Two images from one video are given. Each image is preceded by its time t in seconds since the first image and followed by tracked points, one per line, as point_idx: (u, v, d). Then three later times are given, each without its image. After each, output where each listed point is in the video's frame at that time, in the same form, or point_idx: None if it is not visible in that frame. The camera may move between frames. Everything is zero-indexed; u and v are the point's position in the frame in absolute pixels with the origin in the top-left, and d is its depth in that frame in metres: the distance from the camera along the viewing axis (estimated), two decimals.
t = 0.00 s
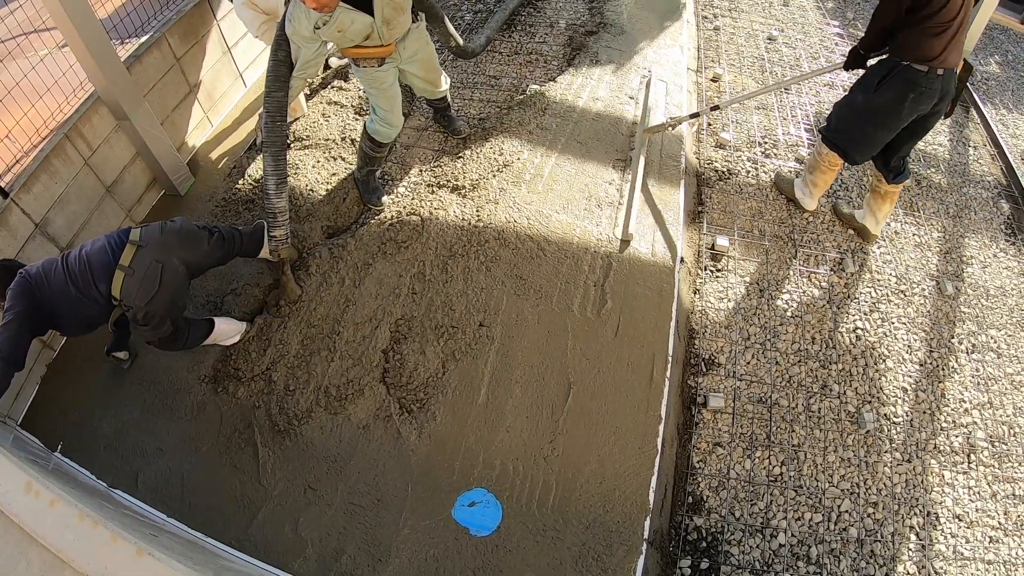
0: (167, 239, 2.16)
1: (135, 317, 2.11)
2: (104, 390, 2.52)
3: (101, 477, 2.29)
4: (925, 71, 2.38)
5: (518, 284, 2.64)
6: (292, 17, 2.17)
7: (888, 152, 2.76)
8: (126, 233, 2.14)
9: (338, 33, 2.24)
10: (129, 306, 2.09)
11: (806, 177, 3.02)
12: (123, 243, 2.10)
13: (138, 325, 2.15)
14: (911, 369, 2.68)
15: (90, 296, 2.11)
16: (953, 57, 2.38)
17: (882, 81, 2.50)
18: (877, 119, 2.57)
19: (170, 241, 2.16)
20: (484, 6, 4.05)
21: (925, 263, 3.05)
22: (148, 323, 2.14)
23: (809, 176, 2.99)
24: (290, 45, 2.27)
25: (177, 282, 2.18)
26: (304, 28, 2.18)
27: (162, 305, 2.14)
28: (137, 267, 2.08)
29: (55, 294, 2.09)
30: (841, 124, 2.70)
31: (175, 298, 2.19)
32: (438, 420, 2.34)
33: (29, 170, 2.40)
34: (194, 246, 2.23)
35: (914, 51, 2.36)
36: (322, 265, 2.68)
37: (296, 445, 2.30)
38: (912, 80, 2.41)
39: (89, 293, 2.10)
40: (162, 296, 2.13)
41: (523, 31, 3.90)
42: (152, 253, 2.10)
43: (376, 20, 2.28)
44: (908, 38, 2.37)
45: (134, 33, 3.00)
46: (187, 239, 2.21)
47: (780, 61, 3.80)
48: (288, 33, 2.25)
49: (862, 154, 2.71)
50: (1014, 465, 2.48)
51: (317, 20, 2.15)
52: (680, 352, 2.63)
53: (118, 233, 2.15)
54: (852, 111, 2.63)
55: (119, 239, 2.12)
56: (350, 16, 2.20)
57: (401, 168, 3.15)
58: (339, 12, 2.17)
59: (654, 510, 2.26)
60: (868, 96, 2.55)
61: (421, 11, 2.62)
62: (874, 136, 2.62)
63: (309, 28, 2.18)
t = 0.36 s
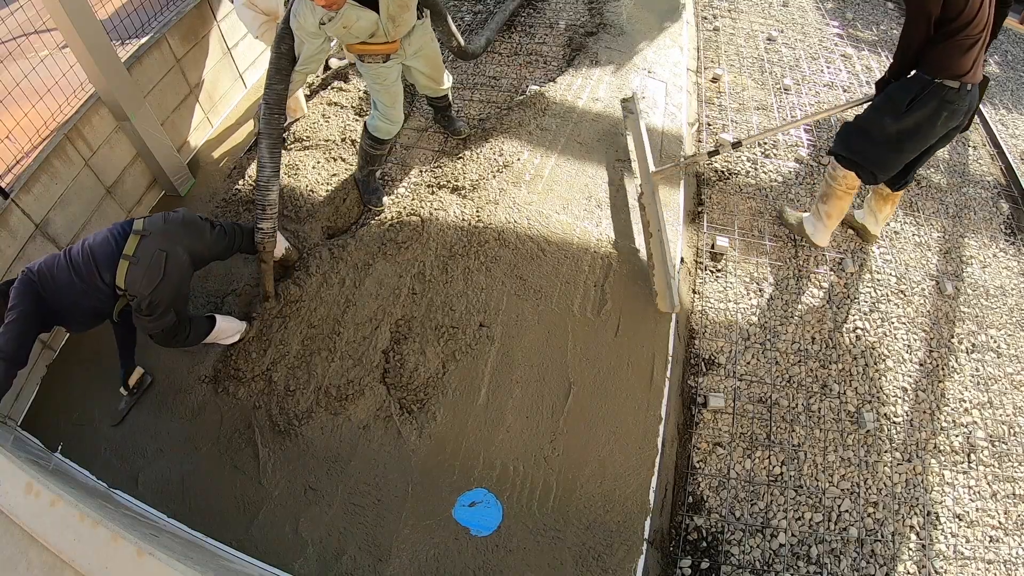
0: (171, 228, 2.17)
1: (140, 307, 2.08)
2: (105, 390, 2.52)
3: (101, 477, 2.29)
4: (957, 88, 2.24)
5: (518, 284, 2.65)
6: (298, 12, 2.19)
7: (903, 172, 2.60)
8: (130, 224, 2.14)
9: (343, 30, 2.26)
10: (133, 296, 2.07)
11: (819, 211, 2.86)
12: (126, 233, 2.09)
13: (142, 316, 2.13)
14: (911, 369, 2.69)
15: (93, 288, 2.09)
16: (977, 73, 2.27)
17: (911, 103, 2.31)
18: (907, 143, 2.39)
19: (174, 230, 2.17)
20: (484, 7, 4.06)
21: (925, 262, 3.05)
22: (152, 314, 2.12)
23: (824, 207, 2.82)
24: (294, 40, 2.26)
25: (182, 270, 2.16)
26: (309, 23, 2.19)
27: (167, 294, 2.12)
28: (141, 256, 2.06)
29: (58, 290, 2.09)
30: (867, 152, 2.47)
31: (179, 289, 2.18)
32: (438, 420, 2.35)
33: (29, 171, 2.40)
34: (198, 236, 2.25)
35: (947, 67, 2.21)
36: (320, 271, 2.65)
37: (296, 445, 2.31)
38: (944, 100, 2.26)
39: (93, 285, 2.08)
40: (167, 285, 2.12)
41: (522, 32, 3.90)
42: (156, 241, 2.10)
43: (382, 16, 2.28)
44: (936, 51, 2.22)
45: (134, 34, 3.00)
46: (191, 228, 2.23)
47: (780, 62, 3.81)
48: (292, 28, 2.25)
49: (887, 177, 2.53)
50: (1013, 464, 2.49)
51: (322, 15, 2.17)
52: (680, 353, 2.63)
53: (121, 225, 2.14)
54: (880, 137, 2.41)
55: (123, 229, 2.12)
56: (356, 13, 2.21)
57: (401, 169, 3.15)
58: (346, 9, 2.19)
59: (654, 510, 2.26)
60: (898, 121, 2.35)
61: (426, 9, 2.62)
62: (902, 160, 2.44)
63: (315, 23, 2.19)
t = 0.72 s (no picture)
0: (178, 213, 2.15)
1: (147, 292, 2.06)
2: (105, 394, 2.52)
3: (101, 481, 2.29)
4: (958, 121, 2.14)
5: (517, 286, 2.65)
6: (302, 5, 2.18)
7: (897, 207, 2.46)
8: (136, 209, 2.11)
9: (346, 23, 2.23)
10: (142, 281, 2.04)
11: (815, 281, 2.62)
12: (134, 217, 2.07)
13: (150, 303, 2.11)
14: (911, 369, 2.69)
15: (99, 276, 2.06)
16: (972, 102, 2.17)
17: (909, 140, 2.20)
18: (908, 180, 2.28)
19: (181, 215, 2.15)
20: (482, 9, 4.07)
21: (923, 262, 3.06)
22: (160, 299, 2.10)
23: (823, 279, 2.58)
24: (300, 36, 2.27)
25: (189, 254, 2.15)
26: (312, 15, 2.18)
27: (175, 279, 2.11)
28: (150, 239, 2.04)
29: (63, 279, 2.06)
30: (865, 196, 2.34)
31: (186, 274, 2.16)
32: (438, 422, 2.35)
33: (28, 174, 2.41)
34: (205, 221, 2.24)
35: (949, 102, 2.09)
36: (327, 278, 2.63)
37: (297, 448, 2.31)
38: (945, 134, 2.16)
39: (99, 273, 2.05)
40: (175, 269, 2.10)
41: (520, 34, 3.91)
42: (165, 225, 2.08)
43: (383, 9, 2.27)
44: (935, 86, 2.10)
45: (132, 37, 3.01)
46: (198, 213, 2.21)
47: (777, 63, 3.81)
48: (297, 22, 2.25)
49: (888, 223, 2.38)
50: (1013, 463, 2.49)
51: (326, 6, 2.14)
52: (679, 354, 2.64)
53: (127, 210, 2.11)
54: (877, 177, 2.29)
55: (129, 214, 2.09)
56: (359, 5, 2.18)
57: (399, 171, 3.15)
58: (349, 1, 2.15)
59: (655, 510, 2.26)
60: (896, 159, 2.24)
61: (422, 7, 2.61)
62: (902, 200, 2.32)
63: (318, 15, 2.17)
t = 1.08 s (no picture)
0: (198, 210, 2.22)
1: (152, 283, 2.11)
2: (102, 397, 2.53)
3: (98, 484, 2.30)
4: (949, 172, 2.02)
5: (512, 289, 2.66)
6: (295, 22, 2.17)
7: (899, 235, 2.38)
8: (159, 195, 2.17)
9: (344, 33, 2.28)
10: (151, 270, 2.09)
11: (806, 300, 2.61)
12: (154, 205, 2.12)
13: (154, 296, 2.16)
14: (905, 368, 2.71)
15: (108, 255, 2.09)
16: (978, 148, 2.01)
17: (894, 187, 2.12)
18: (896, 230, 2.19)
19: (199, 213, 2.22)
20: (477, 13, 4.09)
21: (917, 263, 3.08)
22: (164, 292, 2.15)
23: (812, 301, 2.56)
24: (295, 55, 2.24)
25: (199, 254, 2.21)
26: (310, 30, 2.19)
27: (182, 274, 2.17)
28: (165, 233, 2.10)
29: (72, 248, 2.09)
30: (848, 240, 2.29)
31: (193, 272, 2.22)
32: (434, 424, 2.36)
33: (24, 179, 2.42)
34: (221, 222, 2.30)
35: (938, 151, 1.96)
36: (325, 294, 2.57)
37: (293, 450, 2.32)
38: (935, 184, 2.05)
39: (109, 251, 2.08)
40: (184, 265, 2.16)
41: (515, 38, 3.93)
42: (182, 221, 2.15)
43: (378, 17, 2.36)
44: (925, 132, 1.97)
45: (128, 42, 3.02)
46: (217, 213, 2.28)
47: (771, 65, 3.83)
48: (290, 41, 2.23)
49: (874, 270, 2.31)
50: (1008, 461, 2.50)
51: (323, 18, 2.19)
52: (674, 355, 2.65)
53: (149, 194, 2.16)
54: (862, 223, 2.22)
55: (151, 199, 2.14)
56: (355, 13, 2.26)
57: (395, 175, 3.17)
58: (345, 10, 2.23)
59: (651, 511, 2.27)
60: (881, 206, 2.16)
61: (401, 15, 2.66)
62: (892, 247, 2.24)
63: (315, 29, 2.20)
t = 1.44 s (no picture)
0: (197, 210, 2.21)
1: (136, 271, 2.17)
2: (95, 400, 2.54)
3: (91, 486, 2.31)
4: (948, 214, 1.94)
5: (503, 287, 2.68)
6: (301, 14, 2.19)
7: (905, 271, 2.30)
8: (161, 187, 2.15)
9: (348, 24, 2.29)
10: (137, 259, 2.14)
11: (792, 300, 2.63)
12: (153, 198, 2.12)
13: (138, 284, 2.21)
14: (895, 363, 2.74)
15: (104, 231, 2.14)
16: (979, 193, 1.94)
17: (890, 225, 2.04)
18: (889, 267, 2.12)
19: (196, 215, 2.21)
20: (467, 14, 4.11)
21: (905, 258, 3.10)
22: (145, 282, 2.20)
23: (797, 306, 2.60)
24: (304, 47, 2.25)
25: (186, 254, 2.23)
26: (316, 23, 2.20)
27: (167, 269, 2.20)
28: (155, 230, 2.11)
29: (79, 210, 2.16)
30: (841, 267, 2.25)
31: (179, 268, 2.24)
32: (426, 423, 2.37)
33: (16, 182, 2.43)
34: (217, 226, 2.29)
35: (942, 193, 1.89)
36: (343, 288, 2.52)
37: (286, 450, 2.33)
38: (932, 226, 1.97)
39: (105, 227, 2.13)
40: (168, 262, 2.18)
41: (504, 39, 3.95)
42: (175, 223, 2.14)
43: (380, 6, 2.36)
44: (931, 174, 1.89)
45: (119, 45, 3.03)
46: (213, 217, 2.27)
47: (760, 64, 3.86)
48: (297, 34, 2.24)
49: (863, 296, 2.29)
50: (999, 454, 2.52)
51: (329, 10, 2.19)
52: (664, 351, 2.67)
53: (153, 182, 2.14)
54: (855, 254, 2.17)
55: (154, 189, 2.13)
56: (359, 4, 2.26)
57: (386, 175, 3.17)
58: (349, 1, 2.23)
59: (642, 506, 2.29)
60: (874, 241, 2.09)
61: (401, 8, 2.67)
62: (885, 285, 2.18)
63: (321, 21, 2.21)
